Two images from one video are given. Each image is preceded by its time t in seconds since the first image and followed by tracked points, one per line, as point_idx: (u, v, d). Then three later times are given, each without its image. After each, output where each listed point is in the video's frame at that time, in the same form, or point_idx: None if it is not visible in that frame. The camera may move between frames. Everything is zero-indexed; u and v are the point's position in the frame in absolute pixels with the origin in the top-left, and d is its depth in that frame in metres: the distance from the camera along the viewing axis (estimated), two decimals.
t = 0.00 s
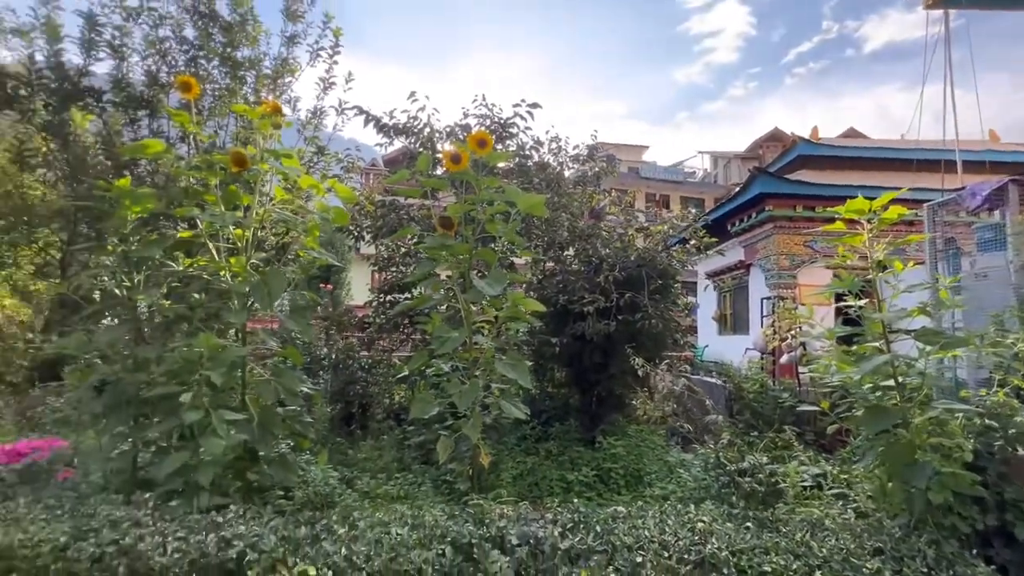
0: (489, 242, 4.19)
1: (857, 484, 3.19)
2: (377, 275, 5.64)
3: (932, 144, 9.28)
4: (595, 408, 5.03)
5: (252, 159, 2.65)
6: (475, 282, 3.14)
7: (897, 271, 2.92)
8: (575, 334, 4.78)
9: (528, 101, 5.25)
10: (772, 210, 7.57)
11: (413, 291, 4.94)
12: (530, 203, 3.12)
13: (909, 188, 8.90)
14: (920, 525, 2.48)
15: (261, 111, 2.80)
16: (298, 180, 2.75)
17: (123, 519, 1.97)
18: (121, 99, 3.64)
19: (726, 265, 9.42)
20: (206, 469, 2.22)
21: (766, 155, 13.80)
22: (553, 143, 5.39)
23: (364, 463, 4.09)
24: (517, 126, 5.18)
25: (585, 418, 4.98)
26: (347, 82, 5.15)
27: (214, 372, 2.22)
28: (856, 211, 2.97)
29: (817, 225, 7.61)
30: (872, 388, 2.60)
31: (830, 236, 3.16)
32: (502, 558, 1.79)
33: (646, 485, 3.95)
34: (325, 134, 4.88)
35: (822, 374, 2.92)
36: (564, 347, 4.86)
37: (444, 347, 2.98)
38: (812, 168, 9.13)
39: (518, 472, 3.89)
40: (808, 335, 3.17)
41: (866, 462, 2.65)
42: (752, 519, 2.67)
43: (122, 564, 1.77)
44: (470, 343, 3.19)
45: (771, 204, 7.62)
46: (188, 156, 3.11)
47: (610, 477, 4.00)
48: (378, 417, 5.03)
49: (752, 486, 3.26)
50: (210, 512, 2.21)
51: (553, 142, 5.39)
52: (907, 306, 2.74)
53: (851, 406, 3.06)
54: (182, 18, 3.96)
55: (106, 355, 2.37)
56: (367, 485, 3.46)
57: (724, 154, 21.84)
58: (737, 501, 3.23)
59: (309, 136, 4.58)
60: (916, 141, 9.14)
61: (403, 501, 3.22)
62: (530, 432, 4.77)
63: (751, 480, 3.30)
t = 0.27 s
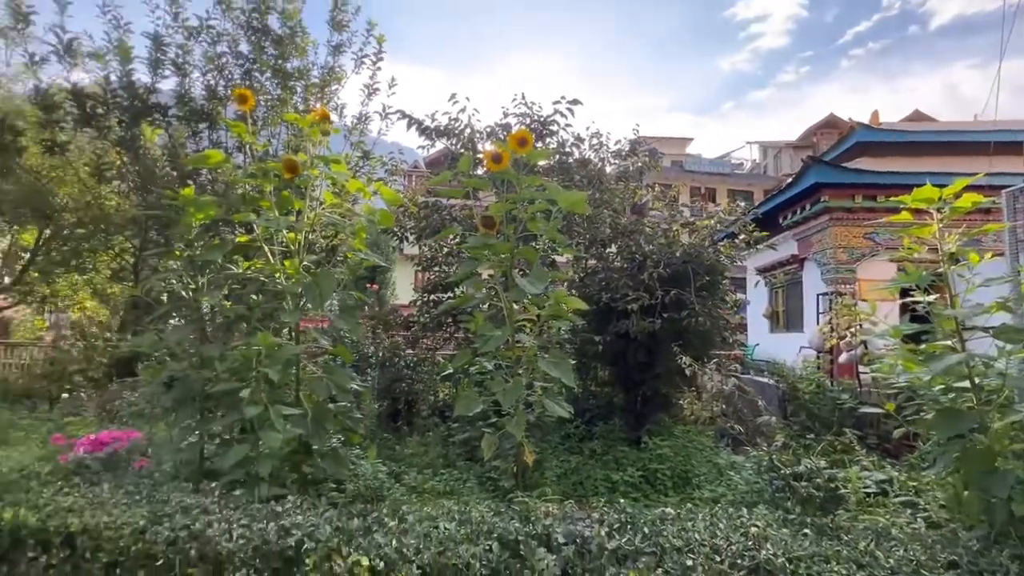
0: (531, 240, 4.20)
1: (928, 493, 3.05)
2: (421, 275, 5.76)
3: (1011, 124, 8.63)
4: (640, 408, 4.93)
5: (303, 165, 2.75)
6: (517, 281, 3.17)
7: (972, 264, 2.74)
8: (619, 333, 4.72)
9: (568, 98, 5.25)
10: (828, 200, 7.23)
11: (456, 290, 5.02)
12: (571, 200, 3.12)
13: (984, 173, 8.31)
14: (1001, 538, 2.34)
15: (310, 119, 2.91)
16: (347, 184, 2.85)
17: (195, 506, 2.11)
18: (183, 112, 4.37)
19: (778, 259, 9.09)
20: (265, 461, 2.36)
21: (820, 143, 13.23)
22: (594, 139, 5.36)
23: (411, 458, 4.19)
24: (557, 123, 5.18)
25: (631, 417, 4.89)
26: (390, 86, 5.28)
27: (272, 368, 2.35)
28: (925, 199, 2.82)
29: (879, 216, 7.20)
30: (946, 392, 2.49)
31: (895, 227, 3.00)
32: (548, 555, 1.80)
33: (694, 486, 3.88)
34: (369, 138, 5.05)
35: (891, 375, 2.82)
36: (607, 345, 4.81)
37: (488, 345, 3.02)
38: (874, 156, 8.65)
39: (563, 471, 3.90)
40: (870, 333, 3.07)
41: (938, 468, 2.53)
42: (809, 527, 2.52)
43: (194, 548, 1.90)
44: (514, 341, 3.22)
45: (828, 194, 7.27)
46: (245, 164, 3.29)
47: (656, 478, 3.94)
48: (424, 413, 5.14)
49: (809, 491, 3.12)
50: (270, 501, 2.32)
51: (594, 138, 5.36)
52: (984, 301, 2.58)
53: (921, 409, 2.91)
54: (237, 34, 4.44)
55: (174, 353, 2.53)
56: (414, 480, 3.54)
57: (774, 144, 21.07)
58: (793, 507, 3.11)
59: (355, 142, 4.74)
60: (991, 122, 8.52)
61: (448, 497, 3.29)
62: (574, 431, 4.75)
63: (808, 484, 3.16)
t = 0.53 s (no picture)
0: (573, 239, 4.19)
1: (1014, 510, 2.88)
2: (462, 275, 5.83)
3: None
4: (686, 408, 4.84)
5: (351, 170, 2.84)
6: (559, 280, 3.17)
7: None
8: (664, 331, 4.63)
9: (609, 94, 5.20)
10: (890, 190, 6.75)
11: (498, 290, 5.06)
12: (613, 198, 3.09)
13: None
14: None
15: (357, 125, 3.00)
16: (392, 188, 2.93)
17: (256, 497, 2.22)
18: (240, 123, 4.78)
19: (834, 254, 8.69)
20: (319, 456, 2.42)
21: (881, 129, 12.52)
22: (636, 134, 5.29)
23: (456, 456, 4.24)
24: (597, 120, 5.15)
25: (677, 418, 4.81)
26: (431, 91, 5.38)
27: (324, 368, 2.43)
28: (1004, 185, 2.62)
29: (949, 205, 6.70)
30: None
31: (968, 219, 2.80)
32: (596, 557, 1.81)
33: (746, 491, 3.77)
34: (411, 142, 5.18)
35: (966, 376, 2.65)
36: (652, 344, 4.74)
37: (531, 345, 3.03)
38: (940, 141, 8.01)
39: (608, 472, 3.87)
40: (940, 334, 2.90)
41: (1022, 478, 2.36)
42: (875, 536, 2.35)
43: (257, 537, 2.00)
44: (556, 340, 3.22)
45: (889, 183, 6.79)
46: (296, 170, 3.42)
47: (706, 481, 3.86)
48: (467, 411, 5.20)
49: (873, 500, 2.97)
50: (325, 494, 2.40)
51: (636, 133, 5.29)
52: None
53: (1000, 413, 2.73)
54: (286, 47, 4.83)
55: (235, 352, 2.66)
56: (458, 478, 3.59)
57: (828, 132, 20.15)
58: (856, 515, 2.98)
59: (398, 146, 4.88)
60: None
61: (493, 495, 3.32)
62: (619, 432, 4.70)
63: (872, 491, 3.02)
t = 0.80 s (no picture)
0: (616, 237, 4.13)
1: None
2: (503, 275, 5.86)
3: None
4: (736, 412, 4.68)
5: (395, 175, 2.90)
6: (603, 280, 3.14)
7: None
8: (712, 331, 4.49)
9: (652, 89, 5.10)
10: (960, 178, 6.31)
11: (540, 290, 5.06)
12: (657, 195, 3.04)
13: None
14: None
15: (400, 131, 3.05)
16: (435, 191, 2.98)
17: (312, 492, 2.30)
18: (289, 134, 4.92)
19: (897, 249, 8.24)
20: (370, 454, 2.47)
21: (947, 112, 11.79)
22: (680, 129, 5.17)
23: (499, 456, 4.26)
24: (639, 117, 5.07)
25: (727, 423, 4.67)
26: (471, 94, 5.42)
27: (373, 368, 2.49)
28: None
29: None
30: None
31: None
32: (648, 561, 1.78)
33: (804, 499, 3.60)
34: (452, 146, 5.25)
35: None
36: (699, 345, 4.60)
37: (575, 346, 3.01)
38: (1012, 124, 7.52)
39: (655, 476, 3.80)
40: None
41: None
42: (953, 552, 2.22)
43: (314, 531, 2.07)
44: (600, 341, 3.18)
45: (958, 171, 6.35)
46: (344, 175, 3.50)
47: (759, 487, 3.72)
48: (509, 412, 5.23)
49: (946, 511, 2.80)
50: (376, 491, 2.46)
51: (679, 128, 5.18)
52: None
53: None
54: (331, 59, 4.97)
55: (289, 353, 2.75)
56: (503, 478, 3.61)
57: (884, 119, 19.17)
58: (928, 527, 2.81)
59: (440, 151, 4.98)
60: None
61: (539, 496, 3.31)
62: (665, 434, 4.60)
63: (946, 502, 2.83)
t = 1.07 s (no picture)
0: (660, 237, 4.05)
1: None
2: (543, 277, 5.85)
3: None
4: (789, 416, 4.50)
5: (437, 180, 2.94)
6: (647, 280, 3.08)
7: None
8: (762, 332, 4.33)
9: (694, 84, 4.99)
10: None
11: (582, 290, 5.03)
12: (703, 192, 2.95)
13: None
14: None
15: (442, 137, 3.09)
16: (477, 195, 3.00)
17: (362, 490, 2.36)
18: (336, 143, 5.12)
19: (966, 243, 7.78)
20: (417, 454, 2.50)
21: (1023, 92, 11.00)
22: (725, 123, 5.04)
23: (542, 458, 4.24)
24: (681, 112, 4.97)
25: (779, 427, 4.50)
26: (510, 97, 5.43)
27: (419, 369, 2.52)
28: None
29: None
30: None
31: None
32: (702, 568, 1.72)
33: (867, 509, 3.38)
34: (492, 149, 5.29)
35: None
36: (749, 347, 4.44)
37: (619, 348, 2.96)
38: None
39: (703, 481, 3.70)
40: None
41: None
42: None
43: (366, 528, 2.10)
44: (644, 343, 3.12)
45: None
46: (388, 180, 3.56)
47: (817, 495, 3.55)
48: (552, 413, 5.21)
49: None
50: (423, 491, 2.48)
51: (724, 122, 5.04)
52: None
53: None
54: (373, 68, 5.09)
55: (339, 355, 2.82)
56: (546, 480, 3.59)
57: (948, 104, 18.08)
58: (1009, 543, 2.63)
59: (480, 155, 5.03)
60: None
61: (584, 499, 3.28)
62: (713, 439, 4.49)
63: None
